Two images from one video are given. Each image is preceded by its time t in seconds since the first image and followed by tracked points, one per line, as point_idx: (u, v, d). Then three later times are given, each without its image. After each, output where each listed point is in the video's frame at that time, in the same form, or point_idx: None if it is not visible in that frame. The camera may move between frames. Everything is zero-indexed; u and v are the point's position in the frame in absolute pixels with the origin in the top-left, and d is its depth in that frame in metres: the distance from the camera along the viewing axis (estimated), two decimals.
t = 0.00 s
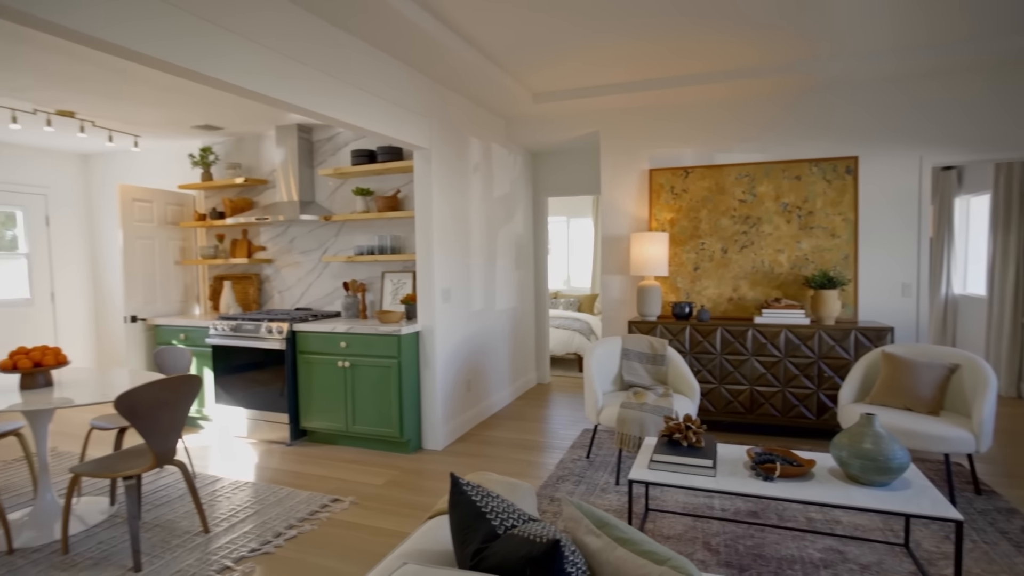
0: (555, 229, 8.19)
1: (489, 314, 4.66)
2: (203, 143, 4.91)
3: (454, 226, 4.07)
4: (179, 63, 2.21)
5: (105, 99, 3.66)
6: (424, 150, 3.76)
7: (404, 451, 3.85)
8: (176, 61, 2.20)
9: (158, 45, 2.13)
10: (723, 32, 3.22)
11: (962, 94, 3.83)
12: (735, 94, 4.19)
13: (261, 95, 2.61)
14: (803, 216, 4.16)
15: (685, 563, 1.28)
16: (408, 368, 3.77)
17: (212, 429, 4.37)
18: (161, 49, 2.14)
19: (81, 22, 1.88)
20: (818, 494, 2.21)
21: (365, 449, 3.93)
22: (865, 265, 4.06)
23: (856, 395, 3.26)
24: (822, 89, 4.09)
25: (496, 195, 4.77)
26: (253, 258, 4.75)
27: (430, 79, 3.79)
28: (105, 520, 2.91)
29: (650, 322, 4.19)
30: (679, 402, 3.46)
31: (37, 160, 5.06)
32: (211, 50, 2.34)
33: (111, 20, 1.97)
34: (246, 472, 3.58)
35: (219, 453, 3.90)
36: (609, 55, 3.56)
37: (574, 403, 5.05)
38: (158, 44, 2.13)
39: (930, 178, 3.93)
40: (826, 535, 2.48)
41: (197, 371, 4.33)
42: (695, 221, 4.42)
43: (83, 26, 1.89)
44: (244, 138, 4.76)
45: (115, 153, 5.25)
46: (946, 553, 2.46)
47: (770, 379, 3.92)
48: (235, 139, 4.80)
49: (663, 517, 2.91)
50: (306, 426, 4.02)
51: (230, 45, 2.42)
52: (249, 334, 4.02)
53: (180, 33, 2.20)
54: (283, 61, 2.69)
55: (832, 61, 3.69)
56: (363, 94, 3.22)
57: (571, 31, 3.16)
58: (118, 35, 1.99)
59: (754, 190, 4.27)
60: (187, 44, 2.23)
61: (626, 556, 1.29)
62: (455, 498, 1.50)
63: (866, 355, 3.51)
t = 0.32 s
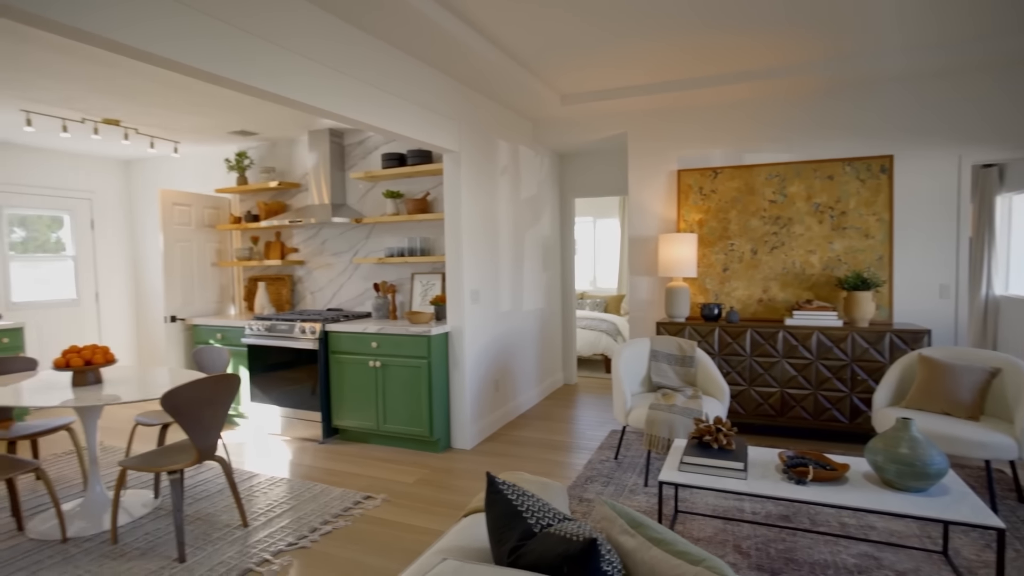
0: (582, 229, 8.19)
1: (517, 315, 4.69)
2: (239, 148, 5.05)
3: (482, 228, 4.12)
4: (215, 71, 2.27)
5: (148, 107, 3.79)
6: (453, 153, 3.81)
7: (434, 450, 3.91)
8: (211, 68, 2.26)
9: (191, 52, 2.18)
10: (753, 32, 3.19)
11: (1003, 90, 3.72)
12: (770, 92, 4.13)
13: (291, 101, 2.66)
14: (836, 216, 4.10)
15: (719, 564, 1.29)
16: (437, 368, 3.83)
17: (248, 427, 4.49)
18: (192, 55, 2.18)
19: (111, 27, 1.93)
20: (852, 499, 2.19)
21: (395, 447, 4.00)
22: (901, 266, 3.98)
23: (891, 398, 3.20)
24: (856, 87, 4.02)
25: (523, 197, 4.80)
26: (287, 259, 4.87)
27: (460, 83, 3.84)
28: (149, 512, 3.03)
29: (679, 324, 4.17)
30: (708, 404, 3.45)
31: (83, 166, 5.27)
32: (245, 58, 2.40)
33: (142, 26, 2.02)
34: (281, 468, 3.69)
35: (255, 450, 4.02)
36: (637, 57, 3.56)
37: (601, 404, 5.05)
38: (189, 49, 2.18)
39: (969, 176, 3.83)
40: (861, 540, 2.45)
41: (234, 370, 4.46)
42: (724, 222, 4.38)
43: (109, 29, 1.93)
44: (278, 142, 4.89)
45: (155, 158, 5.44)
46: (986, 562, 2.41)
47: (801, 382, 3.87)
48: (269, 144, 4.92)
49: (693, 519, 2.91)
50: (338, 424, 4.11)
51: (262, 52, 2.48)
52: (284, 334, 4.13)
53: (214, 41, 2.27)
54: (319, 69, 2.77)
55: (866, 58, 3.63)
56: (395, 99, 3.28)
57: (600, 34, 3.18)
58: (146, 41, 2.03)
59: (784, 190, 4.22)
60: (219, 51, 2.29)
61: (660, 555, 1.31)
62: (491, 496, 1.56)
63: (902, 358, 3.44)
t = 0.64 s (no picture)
0: (611, 230, 8.16)
1: (548, 316, 4.72)
2: (275, 153, 5.18)
3: (514, 230, 4.15)
4: (258, 81, 2.32)
5: (190, 115, 3.92)
6: (485, 156, 3.85)
7: (466, 450, 3.96)
8: (244, 75, 2.28)
9: (237, 64, 2.25)
10: (789, 30, 3.15)
11: None
12: (795, 91, 4.09)
13: (331, 109, 2.72)
14: (874, 216, 4.01)
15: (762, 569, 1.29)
16: (470, 369, 3.88)
17: (285, 425, 4.61)
18: (238, 67, 2.25)
19: (164, 43, 2.00)
20: (894, 506, 2.15)
21: (428, 446, 4.06)
22: (943, 267, 3.87)
23: (933, 403, 3.13)
24: (896, 83, 3.92)
25: (554, 199, 4.82)
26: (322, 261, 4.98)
27: (492, 86, 3.88)
28: (195, 506, 3.14)
29: (711, 326, 4.14)
30: (743, 407, 3.41)
31: (128, 172, 5.48)
32: (288, 68, 2.47)
33: (193, 42, 2.09)
34: (318, 465, 3.78)
35: (292, 447, 4.12)
36: (668, 58, 3.55)
37: (632, 405, 5.04)
38: (235, 62, 2.24)
39: (1017, 174, 3.70)
40: (903, 548, 2.40)
41: (271, 369, 4.58)
42: (758, 222, 4.33)
43: (163, 45, 2.00)
44: (313, 147, 5.00)
45: (196, 163, 5.61)
46: None
47: (838, 385, 3.80)
48: (305, 148, 5.04)
49: (728, 523, 2.89)
50: (372, 423, 4.19)
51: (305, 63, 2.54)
52: (319, 335, 4.22)
53: (259, 53, 2.34)
54: (344, 71, 2.75)
55: (907, 54, 3.54)
56: (430, 104, 3.33)
57: (633, 36, 3.18)
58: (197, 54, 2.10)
59: (820, 190, 4.14)
60: (264, 62, 2.36)
61: (702, 558, 1.32)
62: (532, 497, 1.59)
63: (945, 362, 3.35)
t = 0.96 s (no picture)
0: (642, 231, 8.10)
1: (580, 318, 4.72)
2: (311, 157, 5.30)
3: (547, 232, 4.17)
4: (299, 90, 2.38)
5: (232, 122, 4.05)
6: (519, 159, 3.87)
7: (499, 450, 3.99)
8: (276, 81, 2.31)
9: (284, 76, 2.32)
10: (827, 27, 3.09)
11: None
12: (817, 92, 4.06)
13: (372, 116, 2.78)
14: (918, 216, 3.90)
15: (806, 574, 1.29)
16: (503, 370, 3.91)
17: (321, 423, 4.72)
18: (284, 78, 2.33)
19: (217, 57, 2.08)
20: (942, 515, 2.09)
21: (461, 446, 4.11)
22: (992, 268, 3.74)
23: (981, 409, 3.04)
24: (942, 79, 3.80)
25: (586, 200, 4.82)
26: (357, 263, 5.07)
27: (526, 90, 3.91)
28: (239, 501, 3.25)
29: (746, 328, 4.08)
30: (780, 411, 3.36)
31: (172, 177, 5.68)
32: (331, 77, 2.53)
33: (243, 56, 2.17)
34: (354, 463, 3.86)
35: (329, 445, 4.22)
36: (701, 58, 3.52)
37: (664, 408, 5.00)
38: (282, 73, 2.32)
39: None
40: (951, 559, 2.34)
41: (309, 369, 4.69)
42: (795, 223, 4.25)
43: (216, 59, 2.08)
44: (348, 151, 5.09)
45: (236, 168, 5.78)
46: None
47: (880, 389, 3.71)
48: (340, 152, 5.14)
49: (765, 528, 2.86)
50: (406, 423, 4.26)
51: (348, 73, 2.60)
52: (355, 335, 4.31)
53: (302, 63, 2.40)
54: (367, 71, 2.72)
55: (953, 48, 3.43)
56: (465, 108, 3.37)
57: (668, 37, 3.17)
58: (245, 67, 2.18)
59: (860, 190, 4.05)
60: (303, 70, 2.41)
61: (746, 562, 1.31)
62: (574, 499, 1.62)
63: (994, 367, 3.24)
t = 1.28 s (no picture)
0: (677, 231, 8.01)
1: (616, 319, 4.70)
2: (350, 160, 5.42)
3: (583, 234, 4.16)
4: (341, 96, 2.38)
5: (276, 128, 4.16)
6: (555, 160, 3.87)
7: (535, 451, 4.01)
8: (315, 87, 2.26)
9: (329, 82, 2.33)
10: (876, 21, 3.00)
11: None
12: (855, 89, 3.97)
13: (418, 122, 2.82)
14: (970, 214, 3.76)
15: None
16: (539, 371, 3.92)
17: (359, 421, 4.81)
18: (337, 88, 2.36)
19: (274, 69, 2.12)
20: (1000, 526, 2.02)
21: (497, 447, 4.14)
22: None
23: None
24: (996, 72, 3.65)
25: (622, 201, 4.79)
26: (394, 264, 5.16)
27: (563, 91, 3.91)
28: (283, 496, 3.35)
29: (787, 330, 4.01)
30: (824, 416, 3.29)
31: (216, 181, 5.87)
32: (375, 84, 2.55)
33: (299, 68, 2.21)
34: (392, 461, 3.93)
35: (367, 443, 4.30)
36: (743, 56, 3.46)
37: (701, 410, 4.94)
38: (334, 84, 2.36)
39: None
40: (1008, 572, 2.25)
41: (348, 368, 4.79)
42: (838, 222, 4.14)
43: (275, 72, 2.13)
44: (386, 154, 5.19)
45: (277, 172, 5.95)
46: None
47: (929, 394, 3.59)
48: (378, 155, 5.23)
49: (809, 535, 2.80)
50: (442, 422, 4.31)
51: (388, 78, 2.60)
52: (393, 336, 4.38)
53: (353, 73, 2.44)
54: (396, 73, 2.65)
55: (1009, 40, 3.30)
56: (503, 111, 3.39)
57: (708, 36, 3.13)
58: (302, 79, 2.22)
59: (908, 188, 3.92)
60: (332, 73, 2.34)
61: (796, 570, 1.30)
62: (617, 502, 1.62)
63: None
